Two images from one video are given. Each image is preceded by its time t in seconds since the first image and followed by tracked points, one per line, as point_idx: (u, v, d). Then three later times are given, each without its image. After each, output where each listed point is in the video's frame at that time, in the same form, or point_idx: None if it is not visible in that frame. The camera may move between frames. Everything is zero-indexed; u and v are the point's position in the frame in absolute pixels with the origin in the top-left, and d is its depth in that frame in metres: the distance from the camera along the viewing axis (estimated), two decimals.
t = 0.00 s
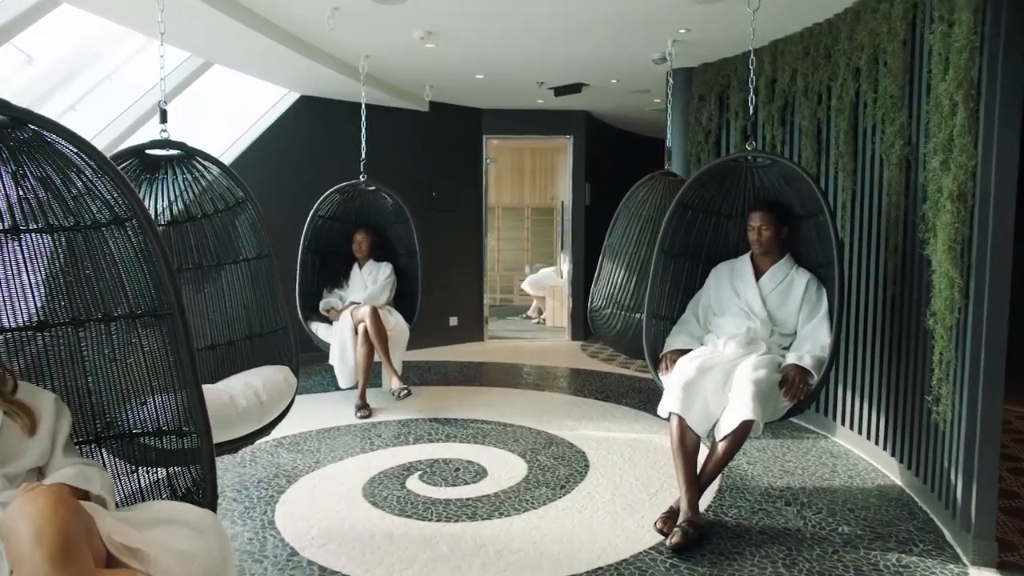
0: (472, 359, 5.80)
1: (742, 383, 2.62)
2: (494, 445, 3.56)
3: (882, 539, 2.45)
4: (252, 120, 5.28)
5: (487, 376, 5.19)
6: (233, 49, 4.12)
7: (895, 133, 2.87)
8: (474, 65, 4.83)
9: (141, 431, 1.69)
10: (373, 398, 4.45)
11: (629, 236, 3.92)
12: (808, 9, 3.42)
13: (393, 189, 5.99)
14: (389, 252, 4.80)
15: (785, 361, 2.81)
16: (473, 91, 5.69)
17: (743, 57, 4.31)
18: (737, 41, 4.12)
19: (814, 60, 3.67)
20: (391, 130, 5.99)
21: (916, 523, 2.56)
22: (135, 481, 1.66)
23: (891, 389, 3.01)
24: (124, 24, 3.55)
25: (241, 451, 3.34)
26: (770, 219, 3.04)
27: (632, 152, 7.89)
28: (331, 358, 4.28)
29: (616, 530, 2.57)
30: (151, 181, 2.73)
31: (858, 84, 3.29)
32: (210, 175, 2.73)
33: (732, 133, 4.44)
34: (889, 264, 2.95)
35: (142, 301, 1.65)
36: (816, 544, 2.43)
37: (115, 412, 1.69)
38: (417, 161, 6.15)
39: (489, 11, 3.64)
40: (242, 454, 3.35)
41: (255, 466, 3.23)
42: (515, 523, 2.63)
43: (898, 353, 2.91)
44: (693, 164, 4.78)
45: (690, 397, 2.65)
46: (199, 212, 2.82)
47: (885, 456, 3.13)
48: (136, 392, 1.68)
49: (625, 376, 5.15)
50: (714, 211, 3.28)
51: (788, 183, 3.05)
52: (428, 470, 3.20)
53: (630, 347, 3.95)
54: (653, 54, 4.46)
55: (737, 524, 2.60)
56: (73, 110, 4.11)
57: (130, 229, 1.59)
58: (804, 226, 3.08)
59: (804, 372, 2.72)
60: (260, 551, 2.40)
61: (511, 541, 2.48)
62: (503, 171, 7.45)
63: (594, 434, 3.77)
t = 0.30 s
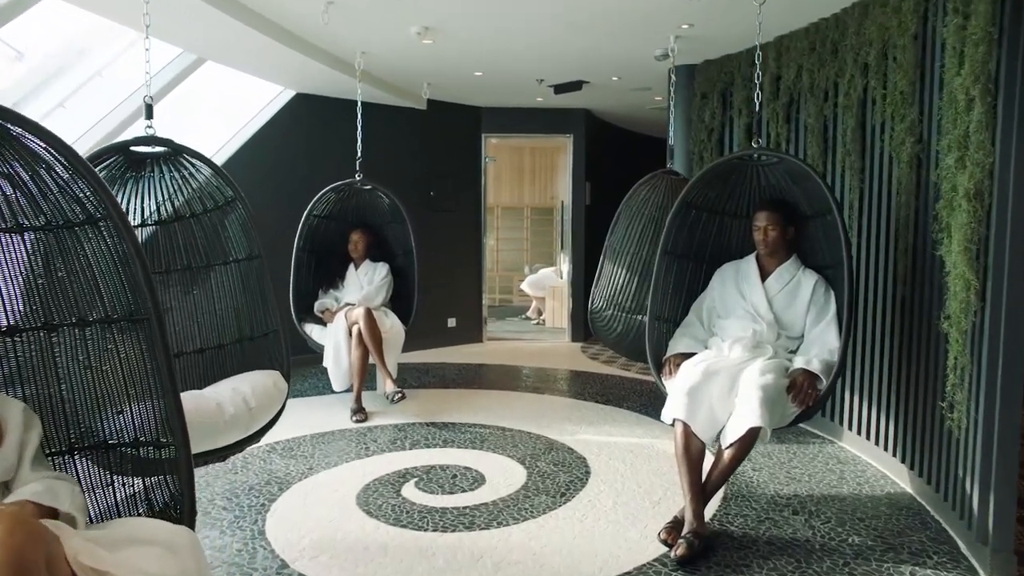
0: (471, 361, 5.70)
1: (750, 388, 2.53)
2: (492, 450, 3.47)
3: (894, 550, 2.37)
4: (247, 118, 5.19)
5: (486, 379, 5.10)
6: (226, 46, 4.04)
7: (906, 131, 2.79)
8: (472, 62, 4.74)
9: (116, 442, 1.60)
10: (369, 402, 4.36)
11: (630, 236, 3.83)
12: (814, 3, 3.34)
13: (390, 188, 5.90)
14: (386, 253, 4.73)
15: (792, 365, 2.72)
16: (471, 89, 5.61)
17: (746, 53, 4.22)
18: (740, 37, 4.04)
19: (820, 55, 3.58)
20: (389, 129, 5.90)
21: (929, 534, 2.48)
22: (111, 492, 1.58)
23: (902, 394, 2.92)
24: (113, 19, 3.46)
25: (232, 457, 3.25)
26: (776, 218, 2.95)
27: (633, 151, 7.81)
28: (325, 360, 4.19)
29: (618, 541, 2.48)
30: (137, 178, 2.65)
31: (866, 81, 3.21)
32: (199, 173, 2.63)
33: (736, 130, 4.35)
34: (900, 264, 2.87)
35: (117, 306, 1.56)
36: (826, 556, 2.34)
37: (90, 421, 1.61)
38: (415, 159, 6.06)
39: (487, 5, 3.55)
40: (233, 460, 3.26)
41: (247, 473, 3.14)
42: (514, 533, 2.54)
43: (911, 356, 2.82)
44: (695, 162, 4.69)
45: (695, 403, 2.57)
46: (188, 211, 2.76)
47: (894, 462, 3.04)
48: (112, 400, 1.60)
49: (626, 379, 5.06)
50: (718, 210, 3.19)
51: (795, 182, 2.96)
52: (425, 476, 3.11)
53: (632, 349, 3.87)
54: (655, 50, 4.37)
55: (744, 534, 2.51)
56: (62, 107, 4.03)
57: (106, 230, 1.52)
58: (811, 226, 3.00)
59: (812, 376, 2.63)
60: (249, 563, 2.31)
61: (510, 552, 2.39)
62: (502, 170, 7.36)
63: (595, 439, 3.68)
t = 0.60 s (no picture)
0: (470, 363, 5.63)
1: (758, 394, 2.45)
2: (492, 456, 3.40)
3: (907, 561, 2.29)
4: (243, 117, 5.11)
5: (485, 381, 5.03)
6: (220, 43, 3.96)
7: (917, 128, 2.72)
8: (472, 60, 4.66)
9: (94, 454, 1.54)
10: (366, 405, 4.28)
11: (632, 236, 3.75)
12: None
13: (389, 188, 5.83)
14: (384, 254, 4.67)
15: (801, 369, 2.65)
16: (470, 87, 5.53)
17: (751, 50, 4.14)
18: (744, 34, 3.97)
19: (827, 52, 3.50)
20: (387, 128, 5.82)
21: (942, 544, 2.40)
22: (90, 505, 1.53)
23: (914, 398, 2.84)
24: (104, 15, 3.39)
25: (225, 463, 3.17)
26: (783, 218, 2.88)
27: (635, 151, 7.73)
28: (320, 364, 4.10)
29: (621, 551, 2.41)
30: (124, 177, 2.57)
31: (874, 77, 3.13)
32: (188, 172, 2.56)
33: (739, 129, 4.28)
34: (911, 266, 2.79)
35: (94, 311, 1.51)
36: (836, 567, 2.26)
37: (67, 433, 1.54)
38: (413, 159, 5.99)
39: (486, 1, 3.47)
40: (226, 466, 3.18)
41: (240, 479, 3.07)
42: (513, 543, 2.46)
43: (923, 359, 2.74)
44: (698, 161, 4.62)
45: (700, 409, 2.49)
46: (178, 212, 2.68)
47: (904, 469, 2.97)
48: (90, 411, 1.54)
49: (628, 381, 4.99)
50: (723, 210, 3.11)
51: (803, 181, 2.88)
52: (423, 483, 3.04)
53: (634, 352, 3.79)
54: (657, 47, 4.29)
55: (752, 545, 2.43)
56: (53, 106, 3.94)
57: (82, 233, 1.47)
58: (819, 226, 2.92)
59: (821, 381, 2.55)
60: None
61: (509, 564, 2.31)
62: (502, 170, 7.28)
63: (597, 443, 3.60)
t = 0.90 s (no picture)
0: (469, 366, 5.55)
1: (767, 402, 2.37)
2: (491, 463, 3.32)
3: None
4: (238, 117, 5.04)
5: (484, 385, 4.95)
6: (215, 41, 3.89)
7: (928, 127, 2.64)
8: (471, 58, 4.59)
9: (69, 469, 1.47)
10: (363, 410, 4.20)
11: (635, 238, 3.67)
12: None
13: (387, 188, 5.75)
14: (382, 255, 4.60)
15: (809, 375, 2.56)
16: (470, 86, 5.45)
17: (755, 48, 4.07)
18: (749, 31, 3.89)
19: (834, 49, 3.42)
20: (386, 127, 5.74)
21: (957, 558, 2.32)
22: (64, 522, 1.46)
23: (926, 405, 2.76)
24: (94, 12, 3.31)
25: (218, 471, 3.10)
26: (790, 219, 2.80)
27: (636, 150, 7.65)
28: (315, 367, 4.03)
29: (624, 564, 2.33)
30: (111, 178, 2.49)
31: (883, 75, 3.05)
32: (176, 173, 2.47)
33: (743, 128, 4.21)
34: (922, 268, 2.71)
35: (70, 319, 1.43)
36: None
37: (42, 447, 1.45)
38: (412, 159, 5.91)
39: None
40: (219, 474, 3.10)
41: (233, 488, 2.99)
42: (513, 556, 2.38)
43: (936, 365, 2.66)
44: (701, 161, 4.55)
45: (706, 417, 2.41)
46: (167, 214, 2.60)
47: (915, 477, 2.89)
48: (64, 423, 1.46)
49: (629, 385, 4.90)
50: (729, 211, 3.03)
51: (811, 181, 2.80)
52: (420, 492, 2.96)
53: (636, 356, 3.71)
54: (660, 45, 4.21)
55: (760, 558, 2.35)
56: (44, 105, 3.84)
57: (56, 238, 1.38)
58: (828, 228, 2.84)
59: (831, 388, 2.47)
60: None
61: None
62: (501, 169, 7.19)
63: (598, 450, 3.52)
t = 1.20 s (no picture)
0: (468, 369, 5.46)
1: (774, 410, 2.28)
2: (490, 470, 3.23)
3: None
4: (234, 115, 4.96)
5: (484, 388, 4.86)
6: (209, 37, 3.80)
7: (942, 124, 2.56)
8: (470, 55, 4.50)
9: (42, 487, 1.38)
10: (359, 414, 4.12)
11: (639, 238, 3.59)
12: None
13: (385, 188, 5.67)
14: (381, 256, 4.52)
15: (818, 381, 2.48)
16: (469, 84, 5.37)
17: (759, 45, 3.98)
18: (754, 28, 3.81)
19: (842, 45, 3.34)
20: (384, 126, 5.66)
21: (973, 571, 2.23)
22: (37, 545, 1.35)
23: (939, 411, 2.67)
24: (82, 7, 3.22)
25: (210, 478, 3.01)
26: (798, 220, 2.72)
27: (638, 149, 7.56)
28: (310, 371, 3.95)
29: None
30: (96, 177, 2.41)
31: (893, 72, 2.97)
32: (165, 172, 2.39)
33: (748, 127, 4.14)
34: (935, 270, 2.63)
35: (45, 325, 1.34)
36: None
37: (14, 462, 1.34)
38: (410, 158, 5.83)
39: None
40: (211, 482, 3.02)
41: (224, 496, 2.91)
42: (513, 568, 2.30)
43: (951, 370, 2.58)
44: (705, 161, 4.47)
45: (712, 425, 2.32)
46: (156, 214, 2.52)
47: (927, 485, 2.80)
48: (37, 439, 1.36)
49: (631, 388, 4.82)
50: (735, 211, 2.95)
51: (820, 180, 2.72)
52: (417, 501, 2.87)
53: (639, 360, 3.63)
54: (662, 42, 4.13)
55: (768, 571, 2.26)
56: (33, 102, 3.75)
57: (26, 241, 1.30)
58: (837, 229, 2.76)
59: (840, 395, 2.38)
60: None
61: None
62: (501, 169, 7.09)
63: (600, 456, 3.44)
